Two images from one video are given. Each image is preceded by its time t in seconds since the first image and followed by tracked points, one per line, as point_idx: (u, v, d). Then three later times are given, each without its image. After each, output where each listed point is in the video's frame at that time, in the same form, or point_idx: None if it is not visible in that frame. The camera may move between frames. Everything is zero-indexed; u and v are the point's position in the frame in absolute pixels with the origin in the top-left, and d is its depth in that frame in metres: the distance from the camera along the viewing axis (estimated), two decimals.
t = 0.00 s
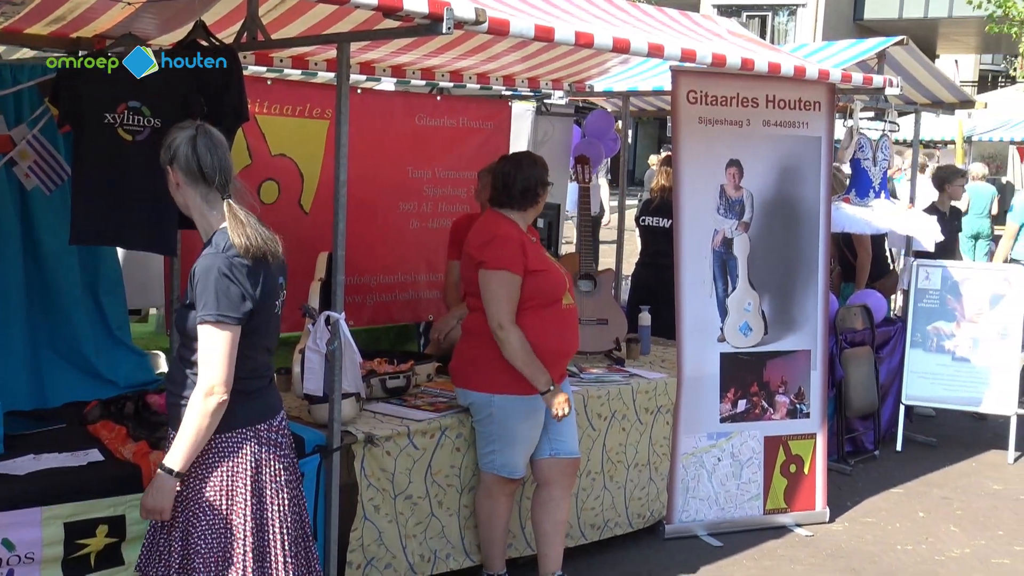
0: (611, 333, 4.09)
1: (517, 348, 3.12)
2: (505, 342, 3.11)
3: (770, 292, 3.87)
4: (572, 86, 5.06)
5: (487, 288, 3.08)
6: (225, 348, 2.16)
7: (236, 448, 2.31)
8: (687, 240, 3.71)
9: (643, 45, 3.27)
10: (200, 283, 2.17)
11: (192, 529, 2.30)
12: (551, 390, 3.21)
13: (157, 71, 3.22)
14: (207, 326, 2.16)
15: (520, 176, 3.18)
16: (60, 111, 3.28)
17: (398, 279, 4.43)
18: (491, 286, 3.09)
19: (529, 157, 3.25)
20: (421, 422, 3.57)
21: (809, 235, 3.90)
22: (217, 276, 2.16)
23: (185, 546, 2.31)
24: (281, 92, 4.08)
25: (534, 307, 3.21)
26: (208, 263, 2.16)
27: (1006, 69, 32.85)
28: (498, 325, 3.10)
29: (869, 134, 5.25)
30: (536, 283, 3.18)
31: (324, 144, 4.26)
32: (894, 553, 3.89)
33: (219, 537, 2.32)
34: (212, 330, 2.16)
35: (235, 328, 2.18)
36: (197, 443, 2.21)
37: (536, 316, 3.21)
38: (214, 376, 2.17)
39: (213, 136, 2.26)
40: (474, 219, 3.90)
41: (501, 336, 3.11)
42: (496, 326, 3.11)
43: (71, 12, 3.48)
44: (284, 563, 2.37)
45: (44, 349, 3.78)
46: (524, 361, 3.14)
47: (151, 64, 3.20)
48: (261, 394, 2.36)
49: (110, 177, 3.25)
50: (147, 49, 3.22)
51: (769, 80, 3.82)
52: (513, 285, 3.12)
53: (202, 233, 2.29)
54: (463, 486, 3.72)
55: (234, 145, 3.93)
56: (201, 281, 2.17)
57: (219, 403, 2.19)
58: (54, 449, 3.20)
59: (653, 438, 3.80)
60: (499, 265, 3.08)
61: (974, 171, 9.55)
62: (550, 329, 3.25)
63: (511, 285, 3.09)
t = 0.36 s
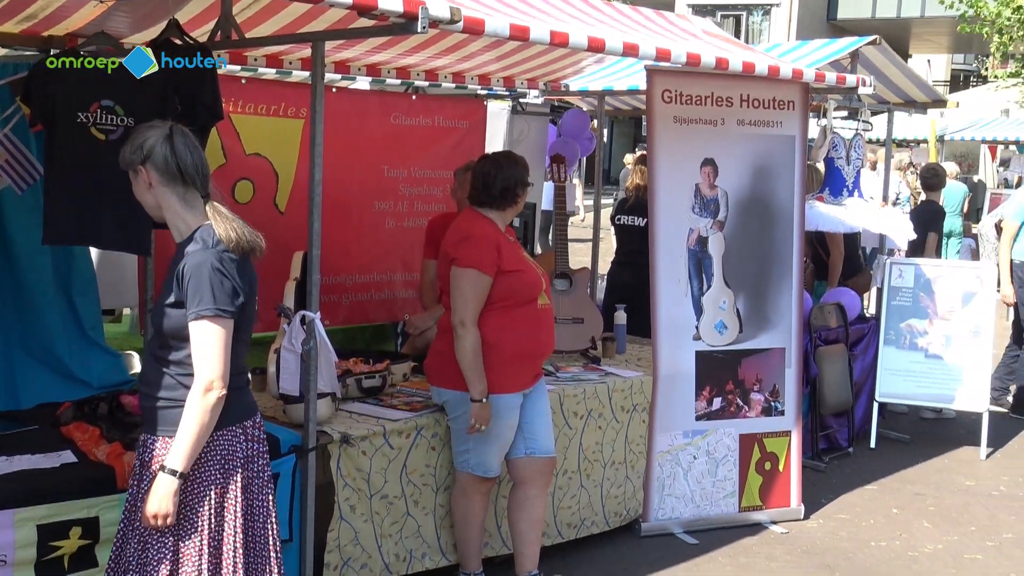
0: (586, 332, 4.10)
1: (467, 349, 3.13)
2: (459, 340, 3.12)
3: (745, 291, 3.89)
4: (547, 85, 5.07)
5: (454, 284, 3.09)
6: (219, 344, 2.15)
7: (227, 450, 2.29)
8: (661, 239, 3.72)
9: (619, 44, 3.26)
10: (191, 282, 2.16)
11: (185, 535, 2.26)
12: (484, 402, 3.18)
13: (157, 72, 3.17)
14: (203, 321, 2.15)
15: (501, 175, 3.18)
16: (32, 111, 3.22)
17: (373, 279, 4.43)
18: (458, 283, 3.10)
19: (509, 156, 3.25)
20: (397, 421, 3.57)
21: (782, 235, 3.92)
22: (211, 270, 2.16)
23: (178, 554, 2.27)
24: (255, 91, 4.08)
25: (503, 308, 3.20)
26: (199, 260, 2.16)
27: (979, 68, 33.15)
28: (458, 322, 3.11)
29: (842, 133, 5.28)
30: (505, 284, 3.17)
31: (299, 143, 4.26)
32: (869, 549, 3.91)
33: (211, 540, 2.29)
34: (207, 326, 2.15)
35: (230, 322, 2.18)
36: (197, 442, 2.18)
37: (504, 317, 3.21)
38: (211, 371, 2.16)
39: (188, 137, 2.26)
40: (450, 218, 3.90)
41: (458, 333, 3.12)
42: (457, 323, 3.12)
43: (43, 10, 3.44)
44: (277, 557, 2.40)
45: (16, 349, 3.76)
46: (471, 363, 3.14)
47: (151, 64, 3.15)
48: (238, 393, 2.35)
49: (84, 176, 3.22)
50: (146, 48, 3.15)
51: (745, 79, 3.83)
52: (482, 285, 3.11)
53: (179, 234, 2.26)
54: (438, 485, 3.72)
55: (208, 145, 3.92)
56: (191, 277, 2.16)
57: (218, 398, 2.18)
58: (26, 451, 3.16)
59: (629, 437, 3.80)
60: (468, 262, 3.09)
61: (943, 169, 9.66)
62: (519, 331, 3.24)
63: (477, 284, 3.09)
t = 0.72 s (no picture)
0: (560, 330, 4.12)
1: (435, 349, 3.12)
2: (426, 340, 3.12)
3: (718, 290, 3.91)
4: (521, 84, 5.09)
5: (422, 284, 3.10)
6: (223, 330, 2.22)
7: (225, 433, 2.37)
8: (635, 237, 3.73)
9: (592, 43, 3.26)
10: (188, 275, 2.19)
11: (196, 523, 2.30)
12: (455, 401, 3.19)
13: (157, 71, 3.12)
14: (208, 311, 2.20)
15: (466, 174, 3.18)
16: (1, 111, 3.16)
17: (347, 278, 4.44)
18: (425, 282, 3.10)
19: (474, 155, 3.26)
20: (371, 421, 3.56)
21: (753, 233, 3.94)
22: (212, 260, 2.22)
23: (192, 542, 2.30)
24: (227, 90, 4.08)
25: (472, 308, 3.20)
26: (201, 250, 2.21)
27: (951, 69, 33.49)
28: (425, 322, 3.11)
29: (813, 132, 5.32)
30: (473, 284, 3.17)
31: (272, 142, 4.26)
32: (841, 545, 3.94)
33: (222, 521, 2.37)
34: (208, 316, 2.21)
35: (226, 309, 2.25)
36: (217, 426, 2.23)
37: (473, 316, 3.21)
38: (216, 357, 2.21)
39: (166, 137, 2.30)
40: (423, 216, 3.90)
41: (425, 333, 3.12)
42: (423, 322, 3.12)
43: (12, 9, 3.42)
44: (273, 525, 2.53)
45: None
46: (438, 364, 3.14)
47: (151, 64, 3.11)
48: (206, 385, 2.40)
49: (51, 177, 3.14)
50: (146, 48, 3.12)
51: (716, 79, 3.85)
52: (450, 284, 3.11)
53: (149, 230, 2.26)
54: (413, 485, 3.71)
55: (180, 144, 3.91)
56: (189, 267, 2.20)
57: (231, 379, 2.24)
58: None
59: (603, 435, 3.81)
60: (436, 262, 3.09)
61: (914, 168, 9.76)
62: (487, 330, 3.24)
63: (444, 284, 3.09)
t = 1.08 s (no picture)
0: (533, 329, 4.14)
1: (404, 349, 3.13)
2: (395, 340, 3.12)
3: (691, 288, 3.92)
4: (493, 83, 5.10)
5: (389, 285, 3.10)
6: (201, 318, 2.39)
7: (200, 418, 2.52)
8: (607, 236, 3.74)
9: (564, 42, 3.25)
10: (170, 269, 2.33)
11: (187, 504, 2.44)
12: (428, 400, 3.18)
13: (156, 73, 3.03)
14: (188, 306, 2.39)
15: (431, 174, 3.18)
16: None
17: (320, 277, 4.42)
18: (393, 283, 3.10)
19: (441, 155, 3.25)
20: (344, 421, 3.55)
21: (726, 232, 3.96)
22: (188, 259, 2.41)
23: (187, 521, 2.46)
24: (197, 88, 4.06)
25: (441, 307, 3.20)
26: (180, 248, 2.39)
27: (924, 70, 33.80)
28: (392, 323, 3.11)
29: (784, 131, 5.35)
30: (441, 284, 3.17)
31: (242, 141, 4.25)
32: (813, 542, 3.97)
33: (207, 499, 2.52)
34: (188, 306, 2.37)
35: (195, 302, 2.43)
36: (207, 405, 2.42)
37: (441, 316, 3.20)
38: (198, 342, 2.39)
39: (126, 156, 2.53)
40: (395, 215, 3.89)
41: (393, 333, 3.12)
42: (392, 323, 3.12)
43: None
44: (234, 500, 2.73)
45: None
46: (408, 364, 3.14)
47: (151, 64, 3.01)
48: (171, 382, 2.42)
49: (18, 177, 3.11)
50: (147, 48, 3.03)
51: (687, 78, 3.86)
52: (417, 285, 3.11)
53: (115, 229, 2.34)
54: (385, 485, 3.70)
55: (150, 142, 3.88)
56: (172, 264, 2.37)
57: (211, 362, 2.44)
58: None
59: (576, 434, 3.81)
60: (403, 263, 3.09)
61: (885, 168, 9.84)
62: (455, 330, 3.23)
63: (411, 285, 3.08)
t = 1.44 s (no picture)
0: (503, 329, 4.15)
1: (356, 347, 3.13)
2: (350, 336, 3.12)
3: (660, 287, 3.93)
4: (463, 82, 5.11)
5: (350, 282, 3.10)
6: (171, 317, 2.43)
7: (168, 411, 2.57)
8: (577, 234, 3.75)
9: (534, 41, 3.24)
10: (146, 270, 2.37)
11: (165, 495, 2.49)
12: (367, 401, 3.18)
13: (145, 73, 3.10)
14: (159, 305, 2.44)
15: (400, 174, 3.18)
16: None
17: (289, 277, 4.40)
18: (354, 281, 3.10)
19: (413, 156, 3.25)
20: (314, 421, 3.53)
21: (695, 232, 3.97)
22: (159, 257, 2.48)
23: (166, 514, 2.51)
24: (164, 87, 4.03)
25: (406, 308, 3.19)
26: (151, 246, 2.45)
27: (895, 69, 34.15)
28: (349, 319, 3.11)
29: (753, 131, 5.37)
30: (405, 285, 3.16)
31: (210, 140, 4.22)
32: (783, 539, 3.99)
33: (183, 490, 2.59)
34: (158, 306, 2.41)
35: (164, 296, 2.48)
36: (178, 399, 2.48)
37: (404, 317, 3.19)
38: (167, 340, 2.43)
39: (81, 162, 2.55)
40: (364, 215, 3.87)
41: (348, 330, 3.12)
42: (349, 320, 3.12)
43: None
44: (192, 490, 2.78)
45: None
46: (359, 361, 3.14)
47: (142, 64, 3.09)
48: (133, 384, 2.41)
49: None
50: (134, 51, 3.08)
51: (657, 78, 3.87)
52: (380, 284, 3.11)
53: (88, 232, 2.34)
54: (355, 485, 3.69)
55: (116, 142, 3.85)
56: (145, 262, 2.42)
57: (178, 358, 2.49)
58: None
59: (547, 432, 3.82)
60: (366, 261, 3.09)
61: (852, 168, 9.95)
62: (417, 331, 3.21)
63: (372, 283, 3.09)
